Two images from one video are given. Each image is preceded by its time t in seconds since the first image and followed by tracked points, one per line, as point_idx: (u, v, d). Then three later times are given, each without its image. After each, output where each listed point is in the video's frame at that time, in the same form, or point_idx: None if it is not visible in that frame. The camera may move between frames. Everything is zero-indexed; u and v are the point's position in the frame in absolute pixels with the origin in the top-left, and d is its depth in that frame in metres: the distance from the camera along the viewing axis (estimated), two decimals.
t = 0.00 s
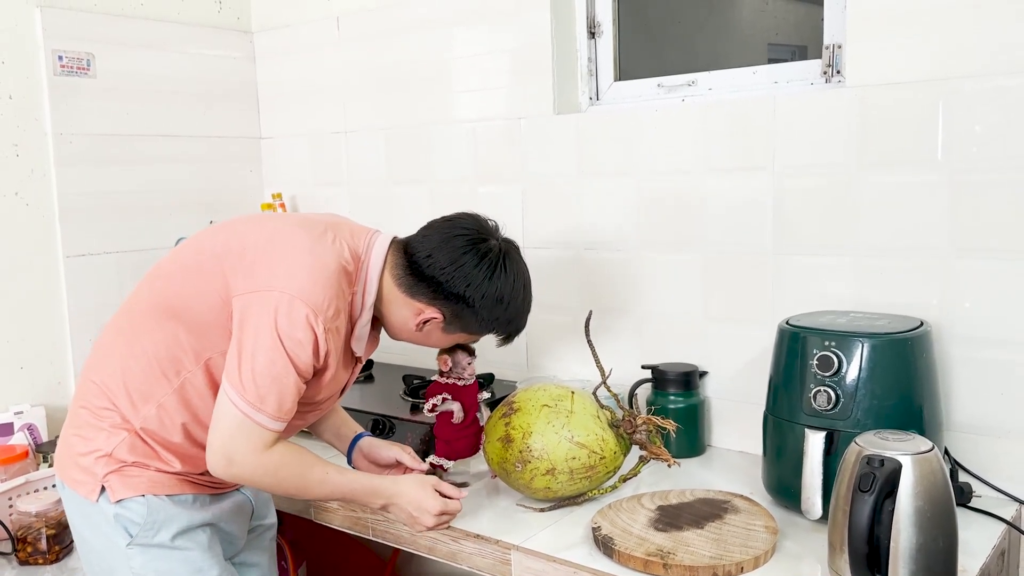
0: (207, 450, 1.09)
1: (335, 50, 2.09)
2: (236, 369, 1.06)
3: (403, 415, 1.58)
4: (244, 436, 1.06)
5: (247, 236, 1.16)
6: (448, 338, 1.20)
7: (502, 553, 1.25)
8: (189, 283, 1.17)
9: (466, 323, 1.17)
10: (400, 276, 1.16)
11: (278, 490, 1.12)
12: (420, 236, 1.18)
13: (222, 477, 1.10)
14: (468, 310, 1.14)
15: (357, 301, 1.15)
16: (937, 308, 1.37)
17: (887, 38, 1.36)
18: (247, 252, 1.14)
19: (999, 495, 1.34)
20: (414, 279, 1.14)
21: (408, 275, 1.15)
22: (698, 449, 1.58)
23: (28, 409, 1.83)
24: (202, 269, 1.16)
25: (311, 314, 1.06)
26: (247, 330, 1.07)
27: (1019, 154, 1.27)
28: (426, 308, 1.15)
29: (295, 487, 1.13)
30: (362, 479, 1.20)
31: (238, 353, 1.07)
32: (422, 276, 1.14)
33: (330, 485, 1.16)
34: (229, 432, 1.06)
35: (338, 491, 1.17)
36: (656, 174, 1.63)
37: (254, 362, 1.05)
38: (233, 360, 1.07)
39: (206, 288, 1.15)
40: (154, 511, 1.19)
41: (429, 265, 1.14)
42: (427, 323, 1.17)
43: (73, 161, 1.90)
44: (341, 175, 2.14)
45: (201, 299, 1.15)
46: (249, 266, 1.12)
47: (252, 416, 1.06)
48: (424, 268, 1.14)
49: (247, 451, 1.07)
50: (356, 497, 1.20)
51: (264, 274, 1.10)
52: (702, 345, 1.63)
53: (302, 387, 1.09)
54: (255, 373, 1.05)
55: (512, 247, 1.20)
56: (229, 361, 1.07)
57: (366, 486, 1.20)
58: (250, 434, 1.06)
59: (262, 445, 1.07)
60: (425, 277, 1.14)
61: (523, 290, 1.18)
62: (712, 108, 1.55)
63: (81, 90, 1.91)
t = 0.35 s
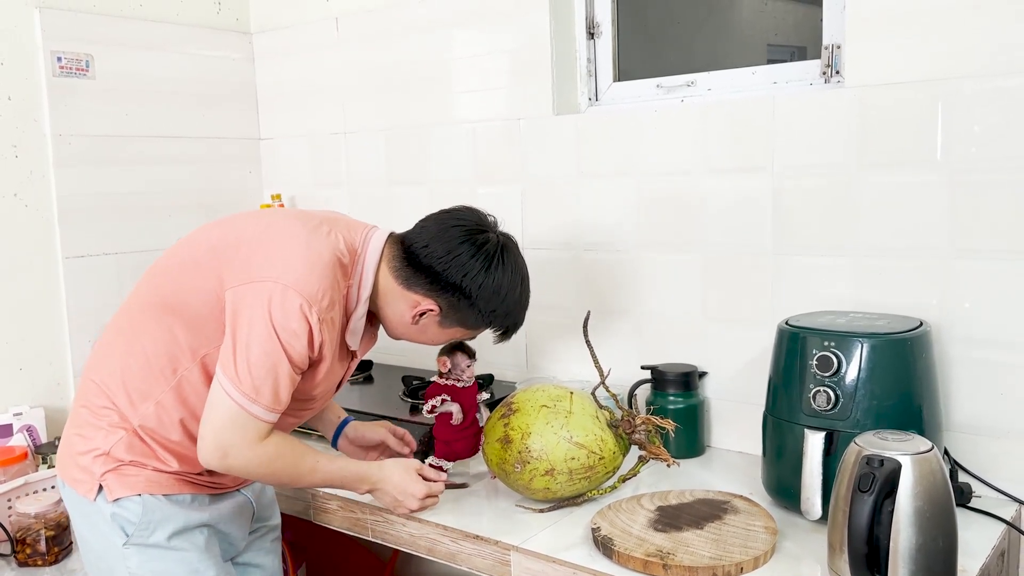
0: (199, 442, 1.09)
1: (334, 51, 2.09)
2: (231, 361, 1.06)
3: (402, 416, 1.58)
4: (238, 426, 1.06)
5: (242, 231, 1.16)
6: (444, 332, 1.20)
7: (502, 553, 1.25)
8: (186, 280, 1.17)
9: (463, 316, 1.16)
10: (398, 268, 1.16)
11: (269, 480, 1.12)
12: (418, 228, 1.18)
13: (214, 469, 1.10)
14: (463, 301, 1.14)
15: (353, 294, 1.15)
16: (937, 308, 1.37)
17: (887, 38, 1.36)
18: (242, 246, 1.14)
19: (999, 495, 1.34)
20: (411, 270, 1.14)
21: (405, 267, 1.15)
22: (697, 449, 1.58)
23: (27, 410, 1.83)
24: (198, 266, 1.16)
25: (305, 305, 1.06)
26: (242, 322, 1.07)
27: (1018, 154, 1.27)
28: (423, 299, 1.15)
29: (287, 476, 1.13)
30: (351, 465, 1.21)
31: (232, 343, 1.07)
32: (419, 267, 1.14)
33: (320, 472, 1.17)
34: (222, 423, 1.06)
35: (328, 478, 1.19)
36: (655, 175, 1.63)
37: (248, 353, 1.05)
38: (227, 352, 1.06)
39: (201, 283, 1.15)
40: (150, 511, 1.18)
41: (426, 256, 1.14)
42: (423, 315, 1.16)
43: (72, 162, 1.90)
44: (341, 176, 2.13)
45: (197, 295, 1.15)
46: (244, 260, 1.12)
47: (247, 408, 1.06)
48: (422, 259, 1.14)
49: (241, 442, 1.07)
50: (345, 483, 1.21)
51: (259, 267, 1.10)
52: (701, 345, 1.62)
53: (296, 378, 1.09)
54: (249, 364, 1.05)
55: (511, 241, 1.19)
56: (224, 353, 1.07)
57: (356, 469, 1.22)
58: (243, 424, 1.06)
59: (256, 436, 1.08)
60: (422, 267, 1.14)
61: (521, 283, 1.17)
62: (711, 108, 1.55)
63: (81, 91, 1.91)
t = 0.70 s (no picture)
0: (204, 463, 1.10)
1: (334, 51, 2.09)
2: (233, 384, 1.06)
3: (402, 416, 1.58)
4: (242, 449, 1.07)
5: (246, 249, 1.16)
6: (442, 361, 1.20)
7: (502, 553, 1.25)
8: (186, 292, 1.16)
9: (462, 348, 1.16)
10: (398, 297, 1.16)
11: (275, 497, 1.15)
12: (421, 257, 1.18)
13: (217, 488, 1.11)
14: (464, 334, 1.14)
15: (354, 317, 1.15)
16: (938, 307, 1.37)
17: (887, 37, 1.36)
18: (246, 266, 1.14)
19: (999, 495, 1.34)
20: (412, 300, 1.14)
21: (406, 297, 1.15)
22: (697, 449, 1.58)
23: (27, 411, 1.83)
24: (200, 280, 1.16)
25: (309, 331, 1.06)
26: (245, 345, 1.07)
27: (1018, 152, 1.27)
28: (422, 329, 1.15)
29: (292, 492, 1.16)
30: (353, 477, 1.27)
31: (235, 367, 1.07)
32: (420, 298, 1.14)
33: (325, 487, 1.22)
34: (227, 447, 1.07)
35: (332, 492, 1.24)
36: (654, 175, 1.63)
37: (251, 378, 1.05)
38: (230, 374, 1.07)
39: (202, 299, 1.15)
40: (142, 515, 1.18)
41: (428, 288, 1.14)
42: (422, 345, 1.16)
43: (71, 162, 1.90)
44: (340, 176, 2.13)
45: (197, 309, 1.15)
46: (249, 279, 1.12)
47: (252, 433, 1.07)
48: (424, 291, 1.14)
49: (247, 467, 1.09)
50: (349, 493, 1.27)
51: (264, 288, 1.09)
52: (701, 345, 1.62)
53: (299, 402, 1.10)
54: (253, 389, 1.05)
55: (513, 275, 1.20)
56: (226, 376, 1.07)
57: (362, 480, 1.28)
58: (246, 447, 1.07)
59: (261, 458, 1.09)
60: (423, 297, 1.14)
61: (522, 317, 1.18)
62: (711, 108, 1.55)
63: (80, 91, 1.91)
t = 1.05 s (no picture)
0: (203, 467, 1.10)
1: (333, 51, 2.08)
2: (232, 387, 1.06)
3: (401, 416, 1.59)
4: (241, 452, 1.07)
5: (245, 252, 1.16)
6: (441, 366, 1.20)
7: (502, 553, 1.25)
8: (185, 294, 1.16)
9: (461, 354, 1.16)
10: (398, 303, 1.16)
11: (272, 500, 1.15)
12: (420, 263, 1.17)
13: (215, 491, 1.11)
14: (463, 341, 1.14)
15: (353, 319, 1.14)
16: (937, 306, 1.37)
17: (886, 36, 1.36)
18: (245, 269, 1.13)
19: (999, 493, 1.34)
20: (411, 305, 1.14)
21: (405, 303, 1.15)
22: (697, 448, 1.58)
23: (26, 411, 1.83)
24: (199, 283, 1.16)
25: (309, 334, 1.06)
26: (244, 348, 1.06)
27: (1017, 151, 1.27)
28: (421, 335, 1.15)
29: (289, 495, 1.16)
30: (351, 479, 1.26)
31: (234, 370, 1.07)
32: (420, 306, 1.14)
33: (323, 489, 1.21)
34: (226, 451, 1.07)
35: (332, 494, 1.23)
36: (653, 174, 1.63)
37: (250, 382, 1.05)
38: (228, 377, 1.06)
39: (201, 301, 1.15)
40: (137, 518, 1.18)
41: (428, 295, 1.13)
42: (420, 351, 1.16)
43: (70, 163, 1.90)
44: (340, 176, 2.13)
45: (195, 312, 1.15)
46: (248, 282, 1.12)
47: (251, 436, 1.07)
48: (423, 299, 1.14)
49: (245, 470, 1.09)
50: (347, 496, 1.25)
51: (263, 291, 1.09)
52: (700, 344, 1.62)
53: (298, 405, 1.10)
54: (252, 393, 1.05)
55: (513, 280, 1.20)
56: (225, 379, 1.07)
57: (360, 481, 1.27)
58: (245, 450, 1.07)
59: (260, 462, 1.09)
60: (422, 303, 1.14)
61: (521, 323, 1.18)
62: (710, 107, 1.54)
63: (79, 91, 1.91)
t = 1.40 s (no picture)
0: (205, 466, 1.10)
1: (332, 51, 2.08)
2: (232, 385, 1.06)
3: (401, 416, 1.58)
4: (242, 451, 1.07)
5: (244, 251, 1.15)
6: (445, 358, 1.20)
7: (502, 553, 1.25)
8: (184, 294, 1.16)
9: (465, 346, 1.16)
10: (398, 297, 1.16)
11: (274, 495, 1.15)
12: (420, 255, 1.17)
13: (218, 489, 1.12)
14: (466, 332, 1.14)
15: (352, 317, 1.14)
16: (937, 304, 1.37)
17: (886, 35, 1.36)
18: (243, 267, 1.13)
19: (999, 492, 1.34)
20: (412, 300, 1.14)
21: (406, 297, 1.15)
22: (697, 447, 1.58)
23: (26, 411, 1.83)
24: (198, 281, 1.16)
25: (308, 332, 1.06)
26: (243, 346, 1.06)
27: (1016, 150, 1.27)
28: (423, 329, 1.15)
29: (292, 489, 1.16)
30: (354, 473, 1.25)
31: (234, 369, 1.07)
32: (421, 299, 1.14)
33: (325, 485, 1.21)
34: (228, 449, 1.07)
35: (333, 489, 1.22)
36: (653, 173, 1.63)
37: (250, 380, 1.05)
38: (228, 376, 1.06)
39: (200, 301, 1.14)
40: (136, 517, 1.18)
41: (429, 288, 1.13)
42: (424, 344, 1.16)
43: (69, 163, 1.90)
44: (339, 175, 2.13)
45: (194, 311, 1.15)
46: (246, 281, 1.12)
47: (252, 434, 1.07)
48: (424, 292, 1.13)
49: (248, 467, 1.09)
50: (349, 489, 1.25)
51: (261, 289, 1.09)
52: (700, 343, 1.62)
53: (298, 403, 1.10)
54: (251, 392, 1.05)
55: (512, 269, 1.19)
56: (225, 377, 1.07)
57: (366, 473, 1.27)
58: (247, 449, 1.07)
59: (262, 459, 1.09)
60: (423, 297, 1.13)
61: (523, 311, 1.18)
62: (709, 106, 1.55)
63: (78, 91, 1.91)
